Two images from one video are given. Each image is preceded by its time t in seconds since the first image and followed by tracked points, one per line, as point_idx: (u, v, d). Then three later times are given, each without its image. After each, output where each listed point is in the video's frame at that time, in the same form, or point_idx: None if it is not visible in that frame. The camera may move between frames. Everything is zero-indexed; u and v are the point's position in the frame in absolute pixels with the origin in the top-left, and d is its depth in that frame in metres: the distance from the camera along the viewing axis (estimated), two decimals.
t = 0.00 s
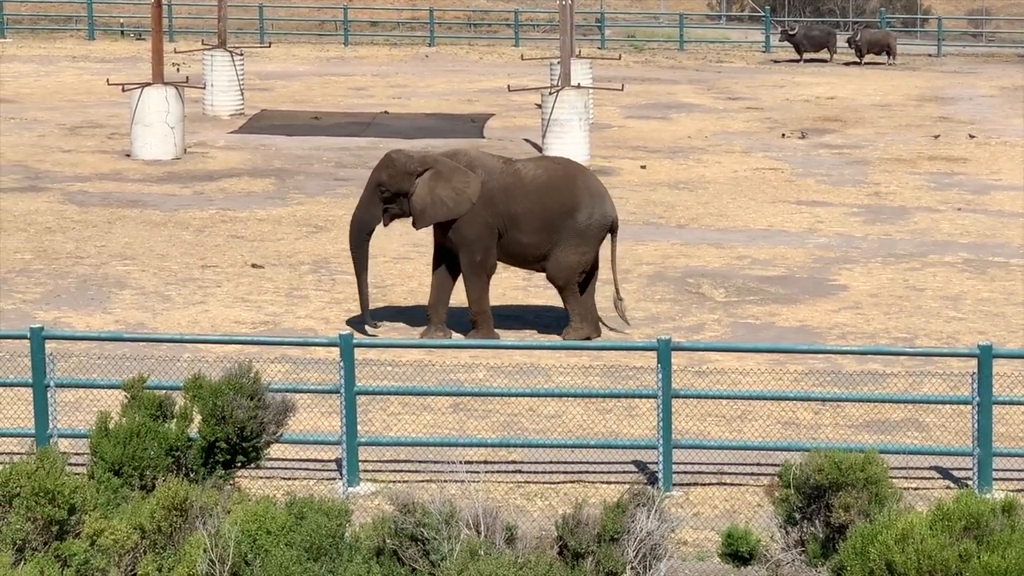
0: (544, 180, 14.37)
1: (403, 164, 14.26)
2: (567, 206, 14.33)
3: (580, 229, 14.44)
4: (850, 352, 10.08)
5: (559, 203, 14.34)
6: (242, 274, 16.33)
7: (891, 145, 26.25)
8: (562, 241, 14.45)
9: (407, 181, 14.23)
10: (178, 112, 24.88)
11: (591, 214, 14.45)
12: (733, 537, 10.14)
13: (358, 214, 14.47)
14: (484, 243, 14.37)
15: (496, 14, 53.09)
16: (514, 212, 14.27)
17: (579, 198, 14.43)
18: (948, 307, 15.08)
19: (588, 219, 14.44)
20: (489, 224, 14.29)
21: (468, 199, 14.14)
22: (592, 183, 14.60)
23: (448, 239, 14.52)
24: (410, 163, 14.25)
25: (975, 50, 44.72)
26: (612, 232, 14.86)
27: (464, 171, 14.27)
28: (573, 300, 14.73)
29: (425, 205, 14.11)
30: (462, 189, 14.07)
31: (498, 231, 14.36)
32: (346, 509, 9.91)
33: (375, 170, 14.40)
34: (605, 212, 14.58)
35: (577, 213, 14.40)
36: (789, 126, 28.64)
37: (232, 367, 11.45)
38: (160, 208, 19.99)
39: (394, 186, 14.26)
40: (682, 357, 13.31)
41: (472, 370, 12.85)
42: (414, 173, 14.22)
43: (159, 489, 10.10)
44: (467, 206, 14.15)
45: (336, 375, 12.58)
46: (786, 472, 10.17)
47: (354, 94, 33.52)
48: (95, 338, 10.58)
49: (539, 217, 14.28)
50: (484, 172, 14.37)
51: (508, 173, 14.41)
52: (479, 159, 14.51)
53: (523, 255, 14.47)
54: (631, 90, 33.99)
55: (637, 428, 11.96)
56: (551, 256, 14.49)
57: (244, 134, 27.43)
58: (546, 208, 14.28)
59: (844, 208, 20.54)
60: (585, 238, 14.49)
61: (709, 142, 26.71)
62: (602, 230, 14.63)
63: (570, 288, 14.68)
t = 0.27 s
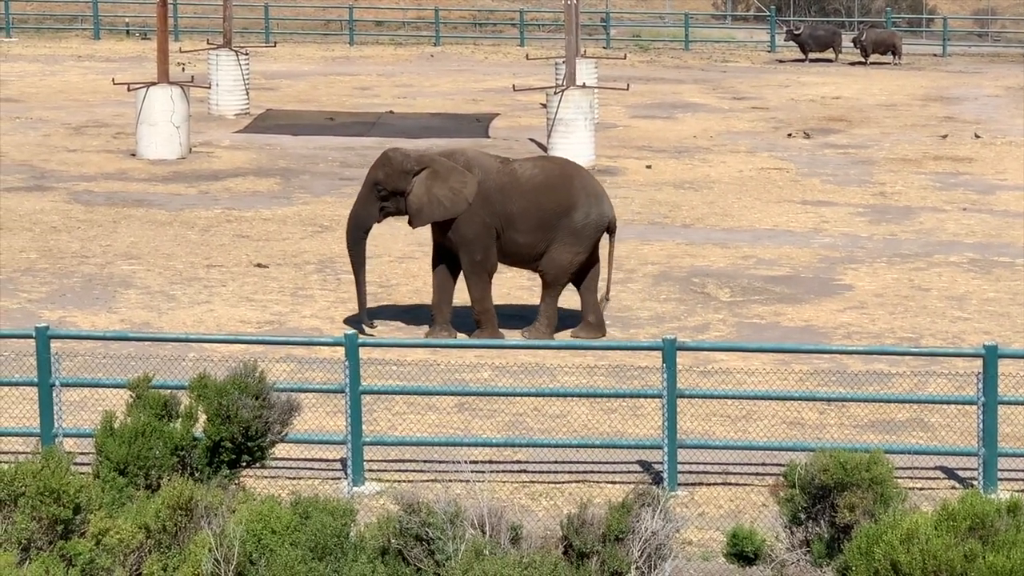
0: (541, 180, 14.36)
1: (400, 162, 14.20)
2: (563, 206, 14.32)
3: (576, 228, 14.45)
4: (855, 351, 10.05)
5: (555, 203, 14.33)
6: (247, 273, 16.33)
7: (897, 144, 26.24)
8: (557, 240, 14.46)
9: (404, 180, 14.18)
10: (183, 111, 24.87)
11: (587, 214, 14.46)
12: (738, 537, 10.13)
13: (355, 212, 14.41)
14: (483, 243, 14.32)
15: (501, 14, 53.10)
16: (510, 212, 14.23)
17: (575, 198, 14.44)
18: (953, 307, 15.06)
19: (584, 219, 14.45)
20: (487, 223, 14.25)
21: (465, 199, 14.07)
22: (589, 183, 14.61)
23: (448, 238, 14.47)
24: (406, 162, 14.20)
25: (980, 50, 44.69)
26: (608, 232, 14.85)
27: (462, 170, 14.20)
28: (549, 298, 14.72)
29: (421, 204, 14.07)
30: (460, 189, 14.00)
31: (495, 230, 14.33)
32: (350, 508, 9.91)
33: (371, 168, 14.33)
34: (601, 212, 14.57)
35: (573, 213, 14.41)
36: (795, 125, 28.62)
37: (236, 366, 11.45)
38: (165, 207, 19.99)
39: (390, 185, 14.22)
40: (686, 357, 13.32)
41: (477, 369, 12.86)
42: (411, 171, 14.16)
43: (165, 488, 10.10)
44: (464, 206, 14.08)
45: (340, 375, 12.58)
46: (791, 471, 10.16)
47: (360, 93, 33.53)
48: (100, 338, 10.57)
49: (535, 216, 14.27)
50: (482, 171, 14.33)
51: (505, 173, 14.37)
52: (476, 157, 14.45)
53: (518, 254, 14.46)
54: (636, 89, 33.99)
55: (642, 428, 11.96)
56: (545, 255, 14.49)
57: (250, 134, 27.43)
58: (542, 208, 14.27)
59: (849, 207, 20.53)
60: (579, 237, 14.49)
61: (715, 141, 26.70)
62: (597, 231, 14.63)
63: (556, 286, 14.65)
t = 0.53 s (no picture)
0: (535, 182, 14.38)
1: (393, 164, 14.21)
2: (557, 209, 14.28)
3: (570, 231, 14.39)
4: (861, 353, 10.03)
5: (549, 205, 14.30)
6: (251, 275, 16.35)
7: (901, 146, 26.24)
8: (551, 242, 14.41)
9: (397, 181, 14.19)
10: (187, 113, 24.90)
11: (581, 216, 14.37)
12: (742, 539, 10.12)
13: (350, 214, 14.45)
14: (481, 244, 14.37)
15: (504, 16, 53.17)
16: (504, 214, 14.27)
17: (569, 201, 14.36)
18: (958, 309, 15.07)
19: (578, 221, 14.37)
20: (480, 225, 14.29)
21: (459, 200, 14.12)
22: (584, 186, 14.53)
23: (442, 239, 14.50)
24: (399, 164, 14.19)
25: (985, 51, 44.67)
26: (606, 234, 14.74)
27: (455, 172, 14.25)
28: (550, 301, 14.68)
29: (415, 205, 14.09)
30: (452, 189, 14.05)
31: (489, 232, 14.35)
32: (355, 510, 9.91)
33: (366, 170, 14.35)
34: (597, 214, 14.49)
35: (567, 215, 14.33)
36: (799, 127, 28.63)
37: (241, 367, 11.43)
38: (169, 209, 20.01)
39: (384, 187, 14.22)
40: (691, 359, 13.33)
41: (481, 371, 12.86)
42: (404, 173, 14.17)
43: (168, 490, 10.10)
44: (458, 206, 14.13)
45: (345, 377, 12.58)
46: (796, 473, 10.15)
47: (364, 95, 33.55)
48: (103, 340, 10.56)
49: (528, 218, 14.26)
50: (476, 173, 14.38)
51: (499, 175, 14.42)
52: (471, 160, 14.51)
53: (512, 256, 14.48)
54: (640, 91, 34.00)
55: (646, 430, 11.95)
56: (540, 258, 14.47)
57: (254, 135, 27.46)
58: (535, 210, 14.26)
59: (854, 209, 20.54)
60: (574, 240, 14.43)
61: (719, 143, 26.71)
62: (592, 233, 14.55)
63: (556, 289, 14.62)
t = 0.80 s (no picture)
0: (529, 183, 14.35)
1: (387, 167, 14.18)
2: (552, 209, 14.30)
3: (565, 231, 14.42)
4: (866, 353, 10.01)
5: (543, 206, 14.32)
6: (256, 275, 16.35)
7: (906, 146, 26.23)
8: (547, 243, 14.45)
9: (392, 184, 14.16)
10: (192, 113, 24.90)
11: (576, 217, 14.43)
12: (748, 539, 10.12)
13: (346, 218, 14.44)
14: (474, 245, 14.30)
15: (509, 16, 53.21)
16: (498, 215, 14.26)
17: (564, 201, 14.39)
18: (962, 309, 15.07)
19: (573, 222, 14.42)
20: (475, 226, 14.25)
21: (454, 202, 14.05)
22: (579, 186, 14.57)
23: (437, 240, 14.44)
24: (393, 166, 14.17)
25: (990, 51, 44.65)
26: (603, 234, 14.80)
27: (449, 173, 14.19)
28: (552, 303, 14.73)
29: (410, 208, 14.04)
30: (446, 191, 13.97)
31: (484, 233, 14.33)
32: (360, 510, 9.91)
33: (360, 174, 14.32)
34: (592, 215, 14.54)
35: (562, 215, 14.37)
36: (804, 127, 28.62)
37: (245, 367, 11.43)
38: (174, 209, 20.02)
39: (379, 189, 14.20)
40: (696, 359, 13.35)
41: (486, 371, 12.87)
42: (399, 176, 14.13)
43: (173, 490, 10.10)
44: (453, 208, 14.07)
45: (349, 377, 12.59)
46: (801, 474, 10.15)
47: (369, 95, 33.56)
48: (108, 340, 10.55)
49: (522, 219, 14.26)
50: (470, 174, 14.32)
51: (492, 175, 14.37)
52: (465, 160, 14.46)
53: (508, 257, 14.49)
54: (645, 91, 34.00)
55: (651, 430, 11.95)
56: (537, 258, 14.50)
57: (259, 136, 27.48)
58: (529, 211, 14.27)
59: (859, 209, 20.53)
60: (570, 240, 14.48)
61: (724, 143, 26.70)
62: (587, 234, 14.60)
63: (557, 290, 14.66)
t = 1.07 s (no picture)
0: (527, 184, 14.33)
1: (386, 169, 14.38)
2: (549, 210, 14.26)
3: (565, 232, 14.37)
4: (872, 355, 10.01)
5: (541, 207, 14.29)
6: (262, 277, 16.36)
7: (913, 148, 26.22)
8: (547, 245, 14.42)
9: (391, 187, 14.36)
10: (199, 115, 24.91)
11: (575, 218, 14.35)
12: (754, 541, 10.12)
13: (345, 219, 14.67)
14: (462, 250, 14.39)
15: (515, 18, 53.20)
16: (494, 217, 14.30)
17: (562, 202, 14.34)
18: (969, 311, 15.05)
19: (572, 223, 14.36)
20: (469, 229, 14.35)
21: (450, 205, 14.19)
22: (578, 186, 14.50)
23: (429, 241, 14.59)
24: (392, 168, 14.36)
25: (997, 53, 44.61)
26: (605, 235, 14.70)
27: (447, 176, 14.32)
28: (559, 305, 14.66)
29: (408, 211, 14.24)
30: (444, 195, 14.13)
31: (481, 235, 14.40)
32: (366, 512, 9.90)
33: (361, 175, 14.54)
34: (592, 215, 14.45)
35: (561, 216, 14.31)
36: (811, 129, 28.61)
37: (254, 369, 11.43)
38: (181, 211, 20.03)
39: (378, 192, 14.41)
40: (703, 362, 13.35)
41: (493, 373, 12.87)
42: (397, 178, 14.32)
43: (180, 492, 10.10)
44: (450, 212, 14.21)
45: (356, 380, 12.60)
46: (808, 475, 10.13)
47: (376, 98, 33.57)
48: (114, 342, 10.55)
49: (520, 221, 14.27)
50: (467, 176, 14.40)
51: (490, 177, 14.41)
52: (465, 162, 14.54)
53: (507, 259, 14.51)
54: (651, 93, 34.00)
55: (658, 432, 11.95)
56: (538, 260, 14.47)
57: (266, 138, 27.51)
58: (527, 212, 14.26)
59: (866, 211, 20.53)
60: (570, 241, 14.42)
61: (731, 145, 26.70)
62: (589, 235, 14.53)
63: (563, 292, 14.62)
